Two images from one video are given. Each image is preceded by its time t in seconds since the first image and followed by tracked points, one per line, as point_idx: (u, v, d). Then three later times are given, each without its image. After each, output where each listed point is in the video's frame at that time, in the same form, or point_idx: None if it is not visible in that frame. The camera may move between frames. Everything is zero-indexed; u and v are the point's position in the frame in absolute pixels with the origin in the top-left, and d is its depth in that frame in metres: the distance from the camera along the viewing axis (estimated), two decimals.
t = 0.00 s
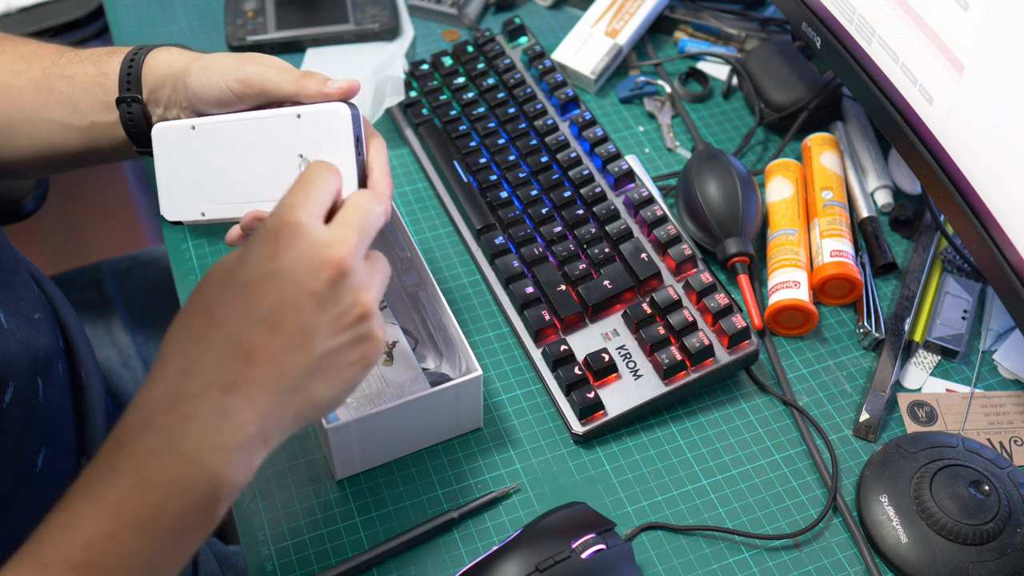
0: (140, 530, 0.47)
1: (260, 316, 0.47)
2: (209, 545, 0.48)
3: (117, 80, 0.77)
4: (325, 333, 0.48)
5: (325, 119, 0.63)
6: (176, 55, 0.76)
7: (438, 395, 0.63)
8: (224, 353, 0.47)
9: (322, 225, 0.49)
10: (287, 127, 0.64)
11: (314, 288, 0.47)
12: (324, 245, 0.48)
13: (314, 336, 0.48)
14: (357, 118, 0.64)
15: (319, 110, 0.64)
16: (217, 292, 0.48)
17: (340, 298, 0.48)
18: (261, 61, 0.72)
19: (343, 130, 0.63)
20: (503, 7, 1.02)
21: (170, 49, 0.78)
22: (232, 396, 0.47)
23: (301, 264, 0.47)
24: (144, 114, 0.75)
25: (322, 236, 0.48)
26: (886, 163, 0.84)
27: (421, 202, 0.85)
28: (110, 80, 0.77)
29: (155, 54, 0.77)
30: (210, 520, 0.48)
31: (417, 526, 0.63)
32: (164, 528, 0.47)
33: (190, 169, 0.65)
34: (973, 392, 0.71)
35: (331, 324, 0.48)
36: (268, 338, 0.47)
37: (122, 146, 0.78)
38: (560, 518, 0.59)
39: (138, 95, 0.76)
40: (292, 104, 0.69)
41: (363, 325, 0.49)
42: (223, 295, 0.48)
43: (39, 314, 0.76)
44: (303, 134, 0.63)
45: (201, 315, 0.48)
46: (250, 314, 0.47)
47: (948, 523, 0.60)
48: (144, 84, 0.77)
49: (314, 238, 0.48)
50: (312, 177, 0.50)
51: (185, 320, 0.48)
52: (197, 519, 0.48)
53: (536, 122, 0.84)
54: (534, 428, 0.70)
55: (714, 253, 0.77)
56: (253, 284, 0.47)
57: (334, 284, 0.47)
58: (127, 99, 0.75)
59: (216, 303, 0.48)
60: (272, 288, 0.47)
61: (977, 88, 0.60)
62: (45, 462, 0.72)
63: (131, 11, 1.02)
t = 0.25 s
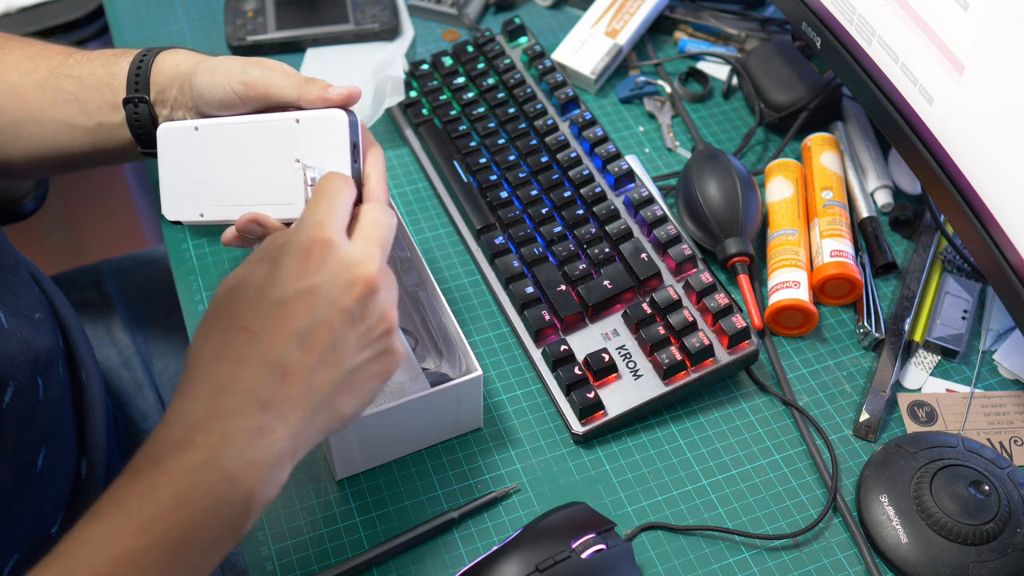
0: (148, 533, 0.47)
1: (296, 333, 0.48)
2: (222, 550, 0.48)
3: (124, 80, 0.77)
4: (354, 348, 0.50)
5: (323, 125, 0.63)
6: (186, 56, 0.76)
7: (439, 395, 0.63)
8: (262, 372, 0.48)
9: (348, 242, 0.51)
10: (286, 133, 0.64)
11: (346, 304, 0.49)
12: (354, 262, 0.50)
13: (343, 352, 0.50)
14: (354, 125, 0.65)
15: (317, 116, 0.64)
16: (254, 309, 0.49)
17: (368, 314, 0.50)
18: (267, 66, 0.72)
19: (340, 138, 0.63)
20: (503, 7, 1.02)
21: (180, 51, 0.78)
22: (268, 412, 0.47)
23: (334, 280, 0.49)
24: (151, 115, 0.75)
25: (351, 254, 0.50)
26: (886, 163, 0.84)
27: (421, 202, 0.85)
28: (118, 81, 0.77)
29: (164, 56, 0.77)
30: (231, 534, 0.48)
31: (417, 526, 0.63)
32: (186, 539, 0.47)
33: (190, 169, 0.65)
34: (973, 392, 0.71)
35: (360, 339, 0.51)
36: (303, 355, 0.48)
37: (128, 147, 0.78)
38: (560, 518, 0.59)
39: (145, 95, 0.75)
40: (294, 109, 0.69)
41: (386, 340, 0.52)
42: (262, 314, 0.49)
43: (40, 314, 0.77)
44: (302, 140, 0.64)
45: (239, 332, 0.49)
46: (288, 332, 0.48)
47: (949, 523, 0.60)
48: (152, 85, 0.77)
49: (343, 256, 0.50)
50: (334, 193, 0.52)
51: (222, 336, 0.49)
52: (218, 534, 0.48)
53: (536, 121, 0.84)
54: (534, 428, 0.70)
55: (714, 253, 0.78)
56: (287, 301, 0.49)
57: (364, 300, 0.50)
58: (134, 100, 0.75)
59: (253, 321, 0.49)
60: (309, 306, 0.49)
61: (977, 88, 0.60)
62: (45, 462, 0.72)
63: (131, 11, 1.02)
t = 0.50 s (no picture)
0: (154, 534, 0.47)
1: (311, 346, 0.48)
2: (227, 553, 0.49)
3: (126, 83, 0.77)
4: (365, 359, 0.50)
5: (317, 128, 0.64)
6: (186, 59, 0.77)
7: (438, 395, 0.63)
8: (278, 386, 0.48)
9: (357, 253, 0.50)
10: (280, 136, 0.64)
11: (358, 317, 0.49)
12: (365, 274, 0.49)
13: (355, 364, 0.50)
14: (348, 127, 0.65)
15: (311, 120, 0.64)
16: (268, 324, 0.49)
17: (378, 325, 0.50)
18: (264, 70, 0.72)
19: (334, 141, 0.63)
20: (503, 7, 1.02)
21: (181, 54, 0.78)
22: (285, 427, 0.48)
23: (347, 293, 0.49)
24: (151, 117, 0.75)
25: (363, 266, 0.50)
26: (886, 163, 0.84)
27: (421, 202, 0.85)
28: (119, 83, 0.77)
29: (165, 58, 0.77)
30: (243, 542, 0.49)
31: (417, 526, 0.63)
32: (198, 545, 0.47)
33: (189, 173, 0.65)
34: (973, 392, 0.71)
35: (370, 349, 0.51)
36: (317, 368, 0.48)
37: (128, 149, 0.78)
38: (560, 518, 0.59)
39: (146, 97, 0.75)
40: (289, 112, 0.69)
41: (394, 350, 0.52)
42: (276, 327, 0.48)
43: (40, 314, 0.77)
44: (296, 143, 0.64)
45: (254, 345, 0.48)
46: (303, 346, 0.48)
47: (949, 523, 0.60)
48: (153, 88, 0.76)
49: (355, 268, 0.49)
50: (341, 202, 0.51)
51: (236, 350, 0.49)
52: (234, 543, 0.48)
53: (536, 121, 0.84)
54: (534, 428, 0.70)
55: (714, 254, 0.78)
56: (302, 317, 0.48)
57: (375, 312, 0.50)
58: (134, 102, 0.75)
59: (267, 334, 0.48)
60: (323, 319, 0.48)
61: (977, 88, 0.60)
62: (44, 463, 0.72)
63: (131, 11, 1.02)
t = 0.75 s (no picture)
0: (162, 536, 0.48)
1: (323, 357, 0.48)
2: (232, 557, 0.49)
3: (128, 84, 0.77)
4: (373, 367, 0.51)
5: (317, 135, 0.63)
6: (188, 61, 0.76)
7: (438, 394, 0.63)
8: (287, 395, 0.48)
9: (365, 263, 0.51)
10: (281, 141, 0.64)
11: (368, 327, 0.49)
12: (375, 285, 0.50)
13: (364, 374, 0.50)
14: (347, 134, 0.64)
15: (311, 126, 0.63)
16: (280, 334, 0.48)
17: (387, 334, 0.51)
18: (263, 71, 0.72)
19: (333, 149, 0.63)
20: (503, 7, 1.02)
21: (183, 55, 0.78)
22: (296, 437, 0.48)
23: (357, 304, 0.49)
24: (154, 119, 0.76)
25: (372, 276, 0.50)
26: (886, 163, 0.84)
27: (421, 202, 0.85)
28: (121, 85, 0.77)
29: (168, 60, 0.77)
30: (253, 548, 0.49)
31: (418, 526, 0.63)
32: (207, 549, 0.48)
33: (190, 176, 0.65)
34: (973, 392, 0.71)
35: (379, 358, 0.51)
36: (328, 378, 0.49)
37: (128, 151, 0.78)
38: (560, 518, 0.59)
39: (149, 99, 0.76)
40: (288, 113, 0.69)
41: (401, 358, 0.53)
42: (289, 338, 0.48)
43: (39, 314, 0.77)
44: (295, 148, 0.63)
45: (266, 356, 0.48)
46: (316, 356, 0.48)
47: (949, 523, 0.60)
48: (155, 89, 0.77)
49: (364, 277, 0.50)
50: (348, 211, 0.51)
51: (250, 361, 0.48)
52: (245, 548, 0.49)
53: (536, 121, 0.84)
54: (534, 428, 0.70)
55: (714, 254, 0.78)
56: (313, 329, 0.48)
57: (384, 321, 0.50)
58: (137, 103, 0.75)
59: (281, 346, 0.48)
60: (334, 330, 0.48)
61: (977, 88, 0.60)
62: (44, 463, 0.72)
63: (131, 11, 1.02)
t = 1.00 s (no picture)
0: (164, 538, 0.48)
1: (325, 360, 0.46)
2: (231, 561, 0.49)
3: (129, 85, 0.77)
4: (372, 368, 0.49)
5: (319, 141, 0.62)
6: (189, 63, 0.77)
7: (438, 394, 0.63)
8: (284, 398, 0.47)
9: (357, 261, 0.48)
10: (284, 146, 0.63)
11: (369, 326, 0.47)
12: (372, 283, 0.47)
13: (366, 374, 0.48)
14: (350, 139, 0.63)
15: (314, 131, 0.62)
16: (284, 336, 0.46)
17: (384, 333, 0.48)
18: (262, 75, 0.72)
19: (336, 156, 0.62)
20: (503, 7, 1.02)
21: (184, 56, 0.78)
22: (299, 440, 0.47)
23: (355, 304, 0.46)
24: (155, 120, 0.76)
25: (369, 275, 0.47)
26: (886, 163, 0.84)
27: (421, 202, 0.85)
28: (122, 86, 0.77)
29: (169, 61, 0.78)
30: (258, 548, 0.49)
31: (418, 526, 0.63)
32: (213, 552, 0.48)
33: (192, 179, 0.65)
34: (973, 392, 0.71)
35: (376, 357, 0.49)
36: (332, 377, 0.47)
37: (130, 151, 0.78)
38: (560, 518, 0.59)
39: (150, 100, 0.76)
40: (288, 113, 0.69)
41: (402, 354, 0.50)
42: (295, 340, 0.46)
43: (39, 315, 0.77)
44: (299, 154, 0.63)
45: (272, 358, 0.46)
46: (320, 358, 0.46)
47: (949, 523, 0.60)
48: (157, 90, 0.77)
49: (358, 277, 0.47)
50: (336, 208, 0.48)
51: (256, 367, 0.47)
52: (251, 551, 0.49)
53: (536, 121, 0.84)
54: (534, 428, 0.70)
55: (714, 254, 0.78)
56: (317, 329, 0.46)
57: (381, 321, 0.48)
58: (139, 105, 0.76)
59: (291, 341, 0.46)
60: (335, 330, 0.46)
61: (977, 88, 0.60)
62: (43, 463, 0.72)
63: (131, 11, 1.02)
